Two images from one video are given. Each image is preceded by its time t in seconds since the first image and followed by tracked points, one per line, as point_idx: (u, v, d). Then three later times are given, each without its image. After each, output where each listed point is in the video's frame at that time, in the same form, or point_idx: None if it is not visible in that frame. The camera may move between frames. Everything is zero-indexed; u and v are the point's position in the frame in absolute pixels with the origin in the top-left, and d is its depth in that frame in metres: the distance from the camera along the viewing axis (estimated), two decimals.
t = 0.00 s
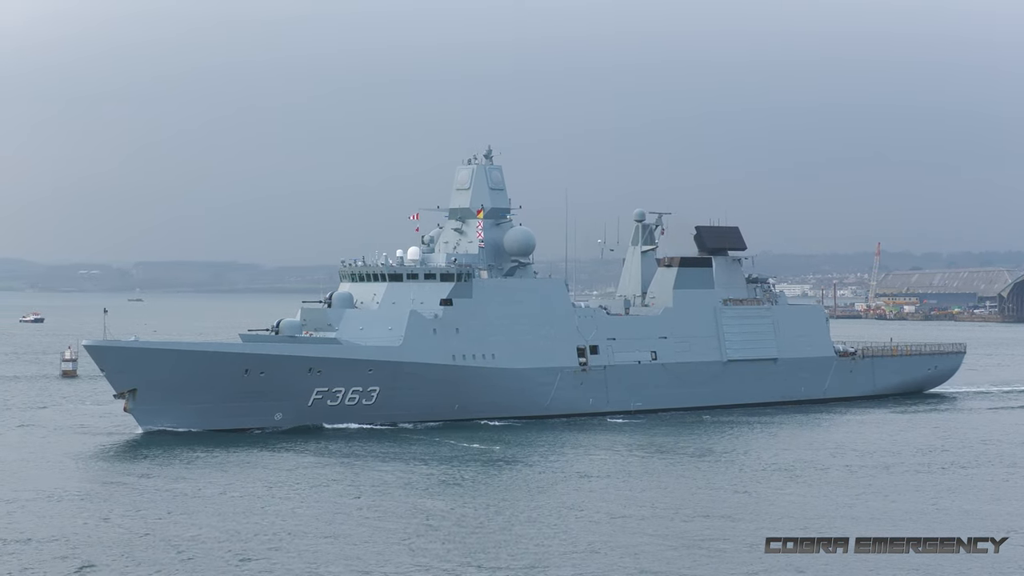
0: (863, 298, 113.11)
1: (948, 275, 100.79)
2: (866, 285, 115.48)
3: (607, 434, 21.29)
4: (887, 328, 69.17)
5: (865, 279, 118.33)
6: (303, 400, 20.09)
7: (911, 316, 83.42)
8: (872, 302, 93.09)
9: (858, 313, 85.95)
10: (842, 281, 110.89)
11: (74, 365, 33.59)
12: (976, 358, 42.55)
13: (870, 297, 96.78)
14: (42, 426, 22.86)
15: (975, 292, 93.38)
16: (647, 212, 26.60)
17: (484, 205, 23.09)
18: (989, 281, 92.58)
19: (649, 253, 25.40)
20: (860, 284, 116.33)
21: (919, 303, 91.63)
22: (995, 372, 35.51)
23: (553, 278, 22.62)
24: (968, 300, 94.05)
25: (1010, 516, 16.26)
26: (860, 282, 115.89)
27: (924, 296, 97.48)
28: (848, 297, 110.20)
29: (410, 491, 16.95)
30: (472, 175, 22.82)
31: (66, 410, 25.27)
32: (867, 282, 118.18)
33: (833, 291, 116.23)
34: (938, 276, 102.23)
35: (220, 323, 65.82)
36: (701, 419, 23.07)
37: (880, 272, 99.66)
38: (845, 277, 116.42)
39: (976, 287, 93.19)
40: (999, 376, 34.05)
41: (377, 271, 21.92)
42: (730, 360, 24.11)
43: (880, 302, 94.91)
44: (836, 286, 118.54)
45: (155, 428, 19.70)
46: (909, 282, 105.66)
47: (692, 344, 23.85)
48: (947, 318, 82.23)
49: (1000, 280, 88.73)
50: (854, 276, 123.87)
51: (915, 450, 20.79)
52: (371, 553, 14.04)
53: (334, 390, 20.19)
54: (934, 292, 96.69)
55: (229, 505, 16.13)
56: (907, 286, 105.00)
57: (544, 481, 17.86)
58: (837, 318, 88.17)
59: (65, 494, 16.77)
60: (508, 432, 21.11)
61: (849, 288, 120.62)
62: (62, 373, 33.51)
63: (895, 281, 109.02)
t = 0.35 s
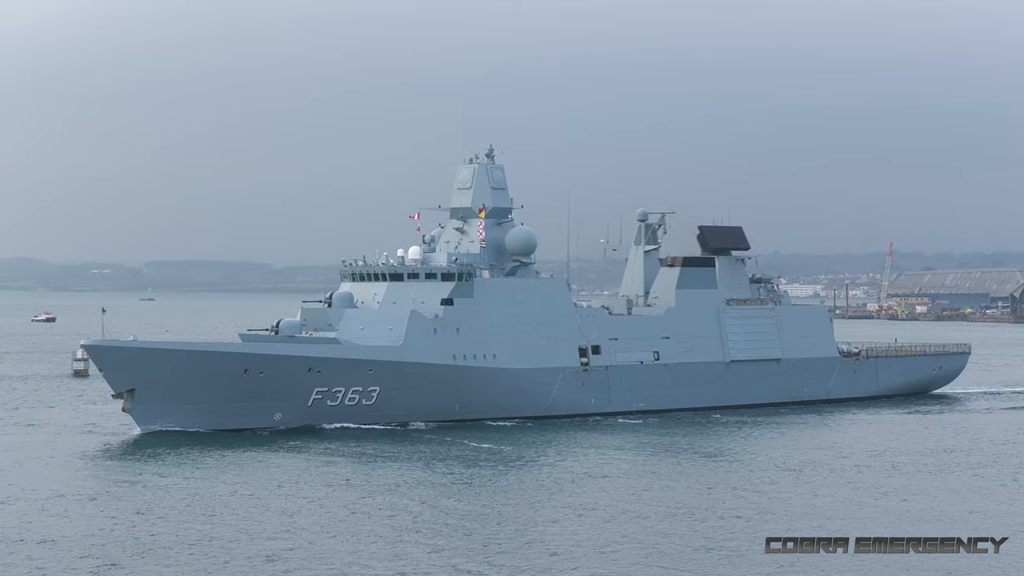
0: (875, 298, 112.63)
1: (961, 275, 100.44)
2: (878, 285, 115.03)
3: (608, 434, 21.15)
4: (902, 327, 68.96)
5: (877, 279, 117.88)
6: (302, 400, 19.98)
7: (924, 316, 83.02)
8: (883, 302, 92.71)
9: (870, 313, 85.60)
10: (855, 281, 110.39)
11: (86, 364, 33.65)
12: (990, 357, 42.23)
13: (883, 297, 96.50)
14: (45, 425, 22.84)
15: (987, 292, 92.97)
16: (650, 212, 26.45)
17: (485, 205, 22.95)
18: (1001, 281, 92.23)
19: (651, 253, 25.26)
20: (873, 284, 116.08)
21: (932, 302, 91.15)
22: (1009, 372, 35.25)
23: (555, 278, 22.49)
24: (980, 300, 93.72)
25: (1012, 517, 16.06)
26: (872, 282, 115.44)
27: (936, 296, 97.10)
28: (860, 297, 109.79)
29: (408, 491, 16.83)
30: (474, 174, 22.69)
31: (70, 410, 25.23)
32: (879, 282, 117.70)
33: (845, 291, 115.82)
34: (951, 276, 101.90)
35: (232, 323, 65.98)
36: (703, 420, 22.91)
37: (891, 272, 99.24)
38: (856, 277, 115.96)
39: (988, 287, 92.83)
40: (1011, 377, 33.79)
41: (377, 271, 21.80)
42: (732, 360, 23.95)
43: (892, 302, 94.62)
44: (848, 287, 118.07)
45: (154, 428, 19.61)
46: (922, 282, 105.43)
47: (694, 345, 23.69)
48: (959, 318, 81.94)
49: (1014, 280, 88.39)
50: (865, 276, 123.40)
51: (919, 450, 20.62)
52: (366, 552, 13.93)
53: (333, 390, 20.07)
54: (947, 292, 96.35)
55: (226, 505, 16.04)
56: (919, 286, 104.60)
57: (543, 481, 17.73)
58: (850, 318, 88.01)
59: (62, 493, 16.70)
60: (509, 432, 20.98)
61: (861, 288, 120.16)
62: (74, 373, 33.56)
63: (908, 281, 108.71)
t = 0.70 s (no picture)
0: (887, 298, 112.26)
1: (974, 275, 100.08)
2: (891, 286, 114.59)
3: (609, 435, 21.00)
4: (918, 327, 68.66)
5: (891, 280, 117.58)
6: (301, 400, 19.85)
7: (937, 317, 82.70)
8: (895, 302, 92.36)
9: (883, 313, 85.31)
10: (866, 281, 110.04)
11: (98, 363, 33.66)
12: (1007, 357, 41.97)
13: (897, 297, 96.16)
14: (46, 424, 22.74)
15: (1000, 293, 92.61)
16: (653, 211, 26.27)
17: (486, 204, 22.79)
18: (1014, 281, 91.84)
19: (654, 252, 25.08)
20: (885, 284, 115.75)
21: (945, 302, 90.78)
22: None
23: (556, 278, 22.33)
24: (993, 300, 93.36)
25: (1015, 518, 15.93)
26: (885, 282, 115.05)
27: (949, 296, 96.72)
28: (871, 298, 109.42)
29: (406, 491, 16.70)
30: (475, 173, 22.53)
31: (72, 409, 25.12)
32: (891, 282, 117.34)
33: (856, 292, 115.51)
34: (963, 276, 101.53)
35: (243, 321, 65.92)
36: (705, 420, 22.74)
37: (903, 272, 98.89)
38: (867, 277, 115.60)
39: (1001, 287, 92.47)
40: None
41: (378, 270, 21.66)
42: (735, 360, 23.77)
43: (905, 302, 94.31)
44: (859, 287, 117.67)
45: (152, 428, 19.48)
46: (935, 282, 105.15)
47: (696, 345, 23.52)
48: (972, 319, 81.64)
49: None
50: (876, 277, 123.00)
51: (922, 451, 20.47)
52: (363, 553, 13.79)
53: (333, 390, 19.93)
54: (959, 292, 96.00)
55: (222, 504, 15.91)
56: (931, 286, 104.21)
57: (542, 481, 17.62)
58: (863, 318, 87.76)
59: (59, 493, 16.59)
60: (509, 432, 20.84)
61: (871, 288, 119.80)
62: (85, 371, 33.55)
63: (920, 281, 108.38)
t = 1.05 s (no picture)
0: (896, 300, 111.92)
1: (986, 277, 99.74)
2: (904, 287, 114.25)
3: (609, 435, 20.89)
4: (931, 328, 68.44)
5: (903, 281, 117.27)
6: (300, 400, 19.75)
7: (947, 318, 82.39)
8: (907, 304, 92.11)
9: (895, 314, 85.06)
10: (875, 283, 109.69)
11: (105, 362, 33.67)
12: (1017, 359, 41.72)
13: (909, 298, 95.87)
14: (43, 423, 22.63)
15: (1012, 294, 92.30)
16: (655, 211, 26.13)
17: (487, 203, 22.67)
18: None
19: (656, 253, 24.96)
20: (897, 287, 115.46)
21: (955, 304, 90.49)
22: None
23: (557, 277, 22.20)
24: (1004, 301, 93.03)
25: (1016, 520, 15.84)
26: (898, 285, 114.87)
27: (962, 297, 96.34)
28: (882, 299, 109.11)
29: (404, 492, 16.62)
30: (476, 172, 22.41)
31: (72, 408, 25.03)
32: (900, 284, 116.94)
33: (865, 293, 115.20)
34: (975, 278, 101.19)
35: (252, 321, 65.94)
36: (707, 421, 22.60)
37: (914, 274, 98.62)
38: (876, 279, 115.24)
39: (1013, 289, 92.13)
40: None
41: (378, 269, 21.55)
42: (737, 361, 23.63)
43: (915, 303, 94.01)
44: (867, 288, 117.35)
45: (149, 427, 19.39)
46: (947, 284, 104.83)
47: (698, 346, 23.38)
48: (984, 321, 81.36)
49: None
50: (884, 278, 122.66)
51: (924, 453, 20.36)
52: (359, 556, 13.71)
53: (332, 390, 19.83)
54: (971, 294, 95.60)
55: (219, 505, 15.83)
56: (944, 288, 103.92)
57: (540, 481, 17.55)
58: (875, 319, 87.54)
59: (56, 492, 16.51)
60: (509, 432, 20.73)
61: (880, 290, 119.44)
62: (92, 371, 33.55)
63: (931, 283, 108.06)
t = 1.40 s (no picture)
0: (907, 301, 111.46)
1: (999, 278, 99.35)
2: (916, 287, 113.91)
3: (609, 436, 20.76)
4: (946, 329, 68.15)
5: (914, 282, 116.88)
6: (298, 400, 19.64)
7: (959, 319, 82.03)
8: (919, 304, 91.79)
9: (907, 315, 84.78)
10: (885, 283, 109.29)
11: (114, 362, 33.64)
12: None
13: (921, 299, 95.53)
14: (44, 423, 22.55)
15: None
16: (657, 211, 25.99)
17: (487, 203, 22.55)
18: None
19: (658, 253, 24.82)
20: (909, 287, 115.07)
21: (968, 304, 90.14)
22: None
23: (557, 277, 22.06)
24: (1017, 301, 92.65)
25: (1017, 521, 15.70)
26: (910, 285, 114.50)
27: (974, 297, 95.93)
28: (894, 300, 108.71)
29: (401, 493, 16.51)
30: (475, 172, 22.30)
31: (73, 408, 24.95)
32: (912, 285, 116.54)
33: (875, 294, 114.81)
34: (988, 278, 100.77)
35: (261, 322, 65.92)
36: (708, 422, 22.45)
37: (925, 274, 98.31)
38: (886, 279, 114.82)
39: None
40: None
41: (377, 269, 21.45)
42: (738, 362, 23.47)
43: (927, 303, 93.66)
44: (877, 289, 117.01)
45: (147, 428, 19.29)
46: (959, 285, 104.46)
47: (699, 346, 23.23)
48: (996, 322, 81.03)
49: None
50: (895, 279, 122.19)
51: (926, 453, 20.21)
52: (354, 555, 13.61)
53: (330, 390, 19.72)
54: (983, 295, 95.18)
55: (213, 505, 15.72)
56: (957, 288, 103.53)
57: (538, 482, 17.45)
58: (887, 320, 87.28)
59: (50, 492, 16.41)
60: (508, 433, 20.60)
61: (891, 290, 119.00)
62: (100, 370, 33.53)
63: (943, 283, 107.68)
